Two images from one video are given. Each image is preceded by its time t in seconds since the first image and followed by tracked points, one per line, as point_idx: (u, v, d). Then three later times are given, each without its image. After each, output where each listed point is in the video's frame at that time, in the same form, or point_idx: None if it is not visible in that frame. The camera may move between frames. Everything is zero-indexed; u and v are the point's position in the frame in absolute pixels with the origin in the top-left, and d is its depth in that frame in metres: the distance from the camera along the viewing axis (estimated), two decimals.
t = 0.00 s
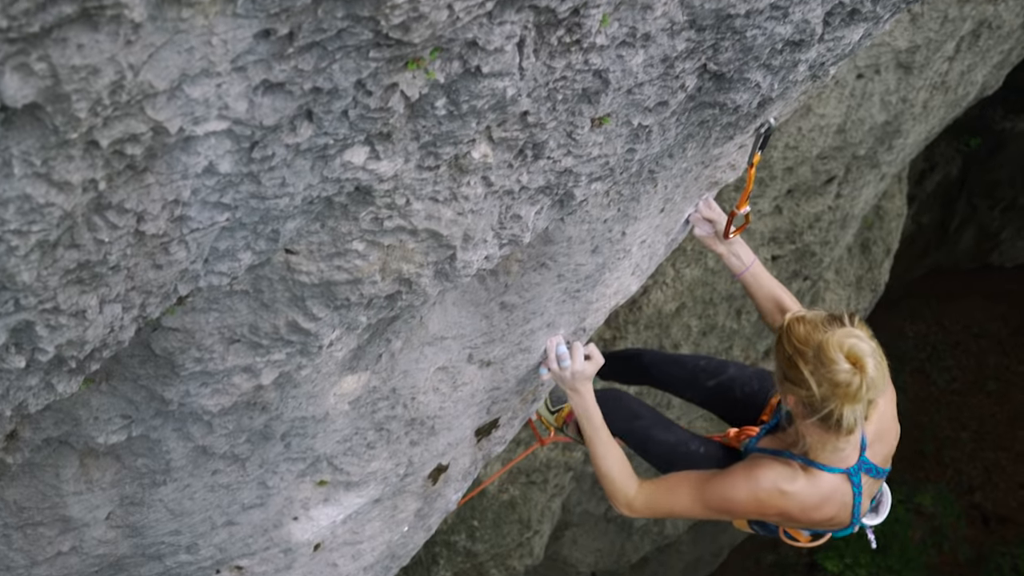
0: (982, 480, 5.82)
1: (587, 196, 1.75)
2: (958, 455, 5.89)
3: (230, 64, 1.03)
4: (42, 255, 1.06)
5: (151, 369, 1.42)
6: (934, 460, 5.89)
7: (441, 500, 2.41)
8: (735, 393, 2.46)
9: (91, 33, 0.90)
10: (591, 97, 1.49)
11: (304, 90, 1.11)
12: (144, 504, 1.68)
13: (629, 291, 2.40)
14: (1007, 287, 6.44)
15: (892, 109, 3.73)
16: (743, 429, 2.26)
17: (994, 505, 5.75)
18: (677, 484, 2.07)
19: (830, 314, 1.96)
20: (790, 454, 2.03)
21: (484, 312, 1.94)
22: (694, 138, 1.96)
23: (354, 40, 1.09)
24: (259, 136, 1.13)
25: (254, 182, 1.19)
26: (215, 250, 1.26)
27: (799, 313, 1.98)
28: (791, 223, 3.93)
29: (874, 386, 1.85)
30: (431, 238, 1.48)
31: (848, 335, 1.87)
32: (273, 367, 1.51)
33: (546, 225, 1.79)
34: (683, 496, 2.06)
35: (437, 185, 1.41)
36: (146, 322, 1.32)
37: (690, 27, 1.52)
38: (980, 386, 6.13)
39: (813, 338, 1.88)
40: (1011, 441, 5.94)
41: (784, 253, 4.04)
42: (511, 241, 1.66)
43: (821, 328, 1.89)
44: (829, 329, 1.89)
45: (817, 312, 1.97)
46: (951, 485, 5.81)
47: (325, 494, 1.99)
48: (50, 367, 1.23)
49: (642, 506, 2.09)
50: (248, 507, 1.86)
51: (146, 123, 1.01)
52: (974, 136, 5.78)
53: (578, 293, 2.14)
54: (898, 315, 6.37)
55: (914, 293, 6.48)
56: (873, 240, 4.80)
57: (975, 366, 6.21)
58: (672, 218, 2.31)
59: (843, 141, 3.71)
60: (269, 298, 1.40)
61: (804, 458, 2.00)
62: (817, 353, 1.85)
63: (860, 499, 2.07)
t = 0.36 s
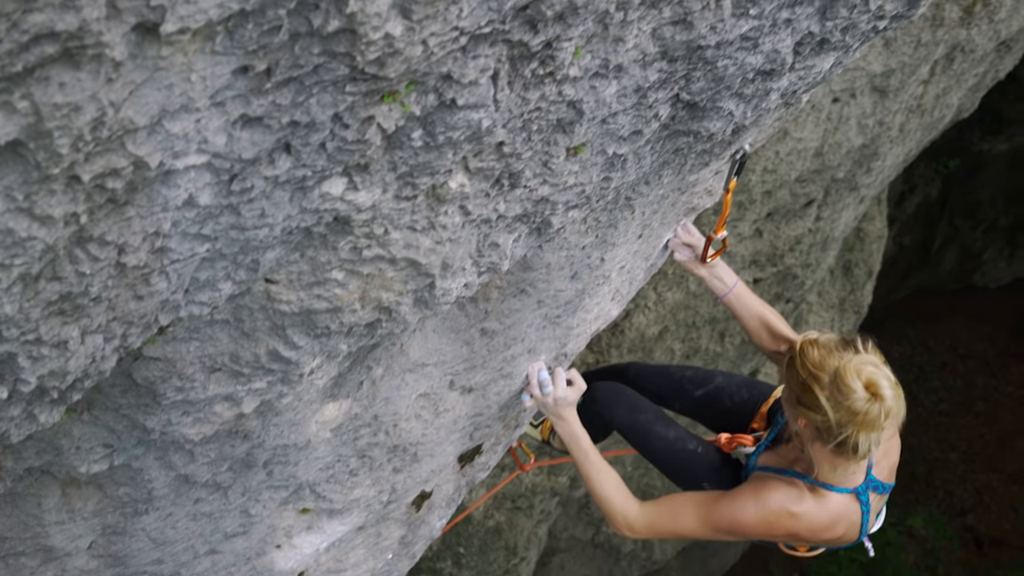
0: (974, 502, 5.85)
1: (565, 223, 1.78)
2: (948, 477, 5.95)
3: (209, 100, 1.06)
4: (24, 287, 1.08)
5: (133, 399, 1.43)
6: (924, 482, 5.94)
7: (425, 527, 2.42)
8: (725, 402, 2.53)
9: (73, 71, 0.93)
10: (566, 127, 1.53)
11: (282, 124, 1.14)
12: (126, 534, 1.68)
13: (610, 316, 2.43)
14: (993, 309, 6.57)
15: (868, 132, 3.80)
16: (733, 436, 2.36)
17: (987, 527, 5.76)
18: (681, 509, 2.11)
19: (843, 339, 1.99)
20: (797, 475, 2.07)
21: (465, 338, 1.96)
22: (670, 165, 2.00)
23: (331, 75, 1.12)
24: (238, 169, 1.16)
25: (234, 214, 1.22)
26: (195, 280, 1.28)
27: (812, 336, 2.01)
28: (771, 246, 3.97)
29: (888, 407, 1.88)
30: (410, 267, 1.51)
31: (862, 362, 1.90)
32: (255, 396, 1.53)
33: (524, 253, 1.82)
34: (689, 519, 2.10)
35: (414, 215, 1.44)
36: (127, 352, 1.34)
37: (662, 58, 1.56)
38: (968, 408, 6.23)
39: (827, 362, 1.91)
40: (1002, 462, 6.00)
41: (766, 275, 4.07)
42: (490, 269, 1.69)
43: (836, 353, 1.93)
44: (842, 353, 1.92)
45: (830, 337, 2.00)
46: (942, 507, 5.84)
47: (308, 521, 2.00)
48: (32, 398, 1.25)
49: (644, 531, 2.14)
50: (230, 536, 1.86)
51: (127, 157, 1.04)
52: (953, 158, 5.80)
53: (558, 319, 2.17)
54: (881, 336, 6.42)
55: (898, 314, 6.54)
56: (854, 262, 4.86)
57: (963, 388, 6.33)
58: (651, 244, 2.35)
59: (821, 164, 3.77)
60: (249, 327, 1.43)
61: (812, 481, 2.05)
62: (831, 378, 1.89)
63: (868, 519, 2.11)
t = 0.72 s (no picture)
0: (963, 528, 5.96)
1: (536, 254, 1.81)
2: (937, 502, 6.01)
3: (183, 139, 1.09)
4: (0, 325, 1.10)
5: (108, 434, 1.45)
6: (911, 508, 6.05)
7: (405, 560, 2.42)
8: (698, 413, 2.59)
9: (49, 115, 0.96)
10: (534, 160, 1.57)
11: (254, 161, 1.17)
12: (103, 570, 1.69)
13: (585, 345, 2.47)
14: (968, 331, 6.68)
15: (837, 159, 3.87)
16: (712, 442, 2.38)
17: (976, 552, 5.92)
18: (671, 533, 2.10)
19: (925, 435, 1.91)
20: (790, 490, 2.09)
21: (440, 369, 1.99)
22: (639, 196, 2.04)
23: (302, 114, 1.15)
24: (212, 206, 1.19)
25: (208, 250, 1.24)
26: (170, 315, 1.30)
27: (898, 426, 1.90)
28: (745, 272, 4.02)
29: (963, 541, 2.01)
30: (383, 299, 1.53)
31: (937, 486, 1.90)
32: (231, 430, 1.54)
33: (497, 284, 1.85)
34: (679, 542, 2.10)
35: (387, 248, 1.47)
36: (103, 388, 1.35)
37: (627, 92, 1.60)
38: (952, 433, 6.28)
39: (924, 516, 1.87)
40: (987, 487, 6.12)
41: (740, 302, 4.11)
42: (463, 300, 1.72)
43: (925, 494, 1.88)
44: (935, 497, 1.88)
45: (915, 430, 1.90)
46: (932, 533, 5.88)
47: (286, 556, 2.00)
48: (9, 436, 1.26)
49: (636, 560, 2.12)
50: (207, 572, 1.87)
51: (102, 197, 1.06)
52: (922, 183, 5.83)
53: (533, 349, 2.19)
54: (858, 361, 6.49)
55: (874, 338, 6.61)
56: (829, 287, 4.93)
57: (945, 412, 6.38)
58: (623, 273, 2.39)
59: (791, 191, 3.84)
60: (224, 360, 1.44)
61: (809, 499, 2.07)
62: (925, 531, 1.89)
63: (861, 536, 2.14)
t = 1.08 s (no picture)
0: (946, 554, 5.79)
1: (505, 285, 1.85)
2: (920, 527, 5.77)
3: (154, 180, 1.11)
4: None
5: (82, 472, 1.46)
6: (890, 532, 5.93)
7: None
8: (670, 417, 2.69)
9: (23, 158, 0.99)
10: (500, 193, 1.60)
11: (224, 200, 1.20)
12: None
13: (558, 375, 2.49)
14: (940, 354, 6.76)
15: (805, 186, 3.95)
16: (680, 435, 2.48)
17: None
18: (682, 526, 2.04)
19: (952, 390, 1.95)
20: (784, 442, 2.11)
21: (413, 402, 2.01)
22: (607, 226, 2.08)
23: (271, 153, 1.18)
24: (183, 245, 1.21)
25: (179, 287, 1.26)
26: (143, 352, 1.32)
27: (927, 382, 1.95)
28: (717, 300, 4.08)
29: (986, 494, 2.06)
30: (354, 332, 1.55)
31: (961, 441, 1.92)
32: (204, 466, 1.55)
33: (468, 315, 1.87)
34: (689, 526, 2.03)
35: (357, 282, 1.50)
36: (76, 426, 1.37)
37: (590, 126, 1.65)
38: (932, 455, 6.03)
39: (950, 469, 1.90)
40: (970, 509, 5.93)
41: (713, 329, 4.16)
42: (434, 332, 1.74)
43: (950, 448, 1.91)
44: (961, 450, 1.91)
45: (943, 387, 1.94)
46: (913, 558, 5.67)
47: None
48: None
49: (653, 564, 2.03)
50: None
51: (75, 238, 1.09)
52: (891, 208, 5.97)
53: (505, 379, 2.21)
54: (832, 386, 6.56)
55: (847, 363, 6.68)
56: (801, 312, 5.00)
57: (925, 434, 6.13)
58: (594, 302, 2.42)
59: (760, 219, 3.91)
60: (196, 397, 1.46)
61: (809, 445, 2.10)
62: (953, 485, 1.91)
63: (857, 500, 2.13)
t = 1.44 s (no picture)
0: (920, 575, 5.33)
1: (475, 312, 1.86)
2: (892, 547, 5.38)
3: (125, 215, 1.13)
4: None
5: (56, 508, 1.47)
6: (869, 555, 5.33)
7: None
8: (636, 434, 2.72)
9: None
10: (468, 222, 1.63)
11: (195, 234, 1.22)
12: None
13: (531, 403, 2.49)
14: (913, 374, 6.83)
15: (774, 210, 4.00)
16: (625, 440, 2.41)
17: None
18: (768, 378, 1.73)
19: (935, 361, 1.82)
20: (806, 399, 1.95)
21: (386, 432, 2.02)
22: (575, 251, 2.11)
23: (240, 187, 1.20)
24: (155, 278, 1.22)
25: (152, 321, 1.27)
26: (116, 386, 1.33)
27: (909, 353, 1.82)
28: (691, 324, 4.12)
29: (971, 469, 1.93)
30: (326, 362, 1.56)
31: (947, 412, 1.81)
32: (179, 500, 1.55)
33: (439, 343, 1.88)
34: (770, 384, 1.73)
35: (328, 312, 1.51)
36: (50, 462, 1.38)
37: (555, 154, 1.68)
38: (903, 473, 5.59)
39: (935, 443, 1.78)
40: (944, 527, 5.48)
41: (688, 353, 4.20)
42: (405, 360, 1.76)
43: (934, 421, 1.79)
44: (945, 422, 1.79)
45: (925, 359, 1.81)
46: None
47: None
48: None
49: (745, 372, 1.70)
50: None
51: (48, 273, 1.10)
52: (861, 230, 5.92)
53: (478, 408, 2.22)
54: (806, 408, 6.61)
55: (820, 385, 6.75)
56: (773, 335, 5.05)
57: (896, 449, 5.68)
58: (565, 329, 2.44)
59: (732, 242, 3.95)
60: (170, 431, 1.47)
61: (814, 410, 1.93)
62: (937, 459, 1.79)
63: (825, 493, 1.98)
